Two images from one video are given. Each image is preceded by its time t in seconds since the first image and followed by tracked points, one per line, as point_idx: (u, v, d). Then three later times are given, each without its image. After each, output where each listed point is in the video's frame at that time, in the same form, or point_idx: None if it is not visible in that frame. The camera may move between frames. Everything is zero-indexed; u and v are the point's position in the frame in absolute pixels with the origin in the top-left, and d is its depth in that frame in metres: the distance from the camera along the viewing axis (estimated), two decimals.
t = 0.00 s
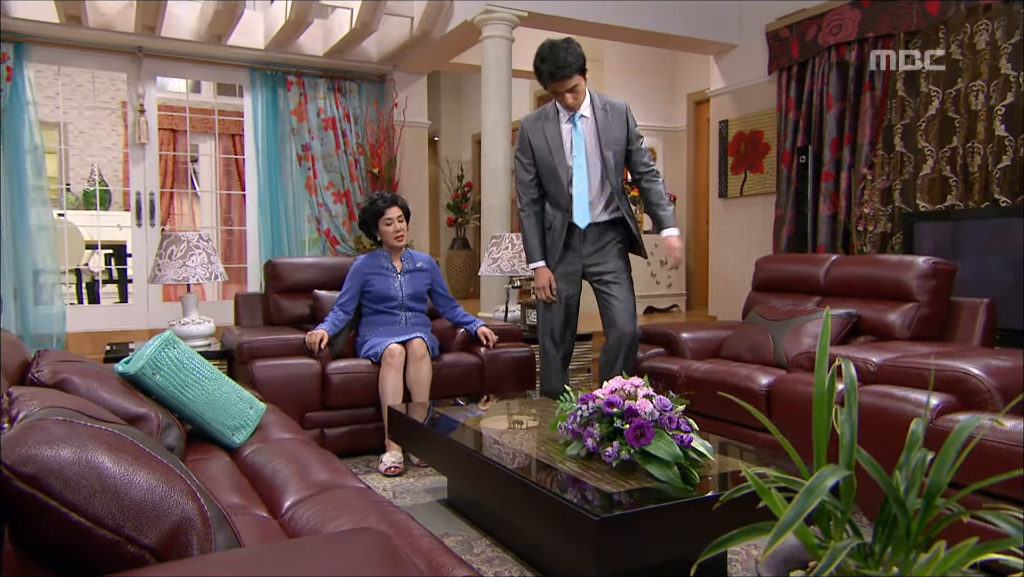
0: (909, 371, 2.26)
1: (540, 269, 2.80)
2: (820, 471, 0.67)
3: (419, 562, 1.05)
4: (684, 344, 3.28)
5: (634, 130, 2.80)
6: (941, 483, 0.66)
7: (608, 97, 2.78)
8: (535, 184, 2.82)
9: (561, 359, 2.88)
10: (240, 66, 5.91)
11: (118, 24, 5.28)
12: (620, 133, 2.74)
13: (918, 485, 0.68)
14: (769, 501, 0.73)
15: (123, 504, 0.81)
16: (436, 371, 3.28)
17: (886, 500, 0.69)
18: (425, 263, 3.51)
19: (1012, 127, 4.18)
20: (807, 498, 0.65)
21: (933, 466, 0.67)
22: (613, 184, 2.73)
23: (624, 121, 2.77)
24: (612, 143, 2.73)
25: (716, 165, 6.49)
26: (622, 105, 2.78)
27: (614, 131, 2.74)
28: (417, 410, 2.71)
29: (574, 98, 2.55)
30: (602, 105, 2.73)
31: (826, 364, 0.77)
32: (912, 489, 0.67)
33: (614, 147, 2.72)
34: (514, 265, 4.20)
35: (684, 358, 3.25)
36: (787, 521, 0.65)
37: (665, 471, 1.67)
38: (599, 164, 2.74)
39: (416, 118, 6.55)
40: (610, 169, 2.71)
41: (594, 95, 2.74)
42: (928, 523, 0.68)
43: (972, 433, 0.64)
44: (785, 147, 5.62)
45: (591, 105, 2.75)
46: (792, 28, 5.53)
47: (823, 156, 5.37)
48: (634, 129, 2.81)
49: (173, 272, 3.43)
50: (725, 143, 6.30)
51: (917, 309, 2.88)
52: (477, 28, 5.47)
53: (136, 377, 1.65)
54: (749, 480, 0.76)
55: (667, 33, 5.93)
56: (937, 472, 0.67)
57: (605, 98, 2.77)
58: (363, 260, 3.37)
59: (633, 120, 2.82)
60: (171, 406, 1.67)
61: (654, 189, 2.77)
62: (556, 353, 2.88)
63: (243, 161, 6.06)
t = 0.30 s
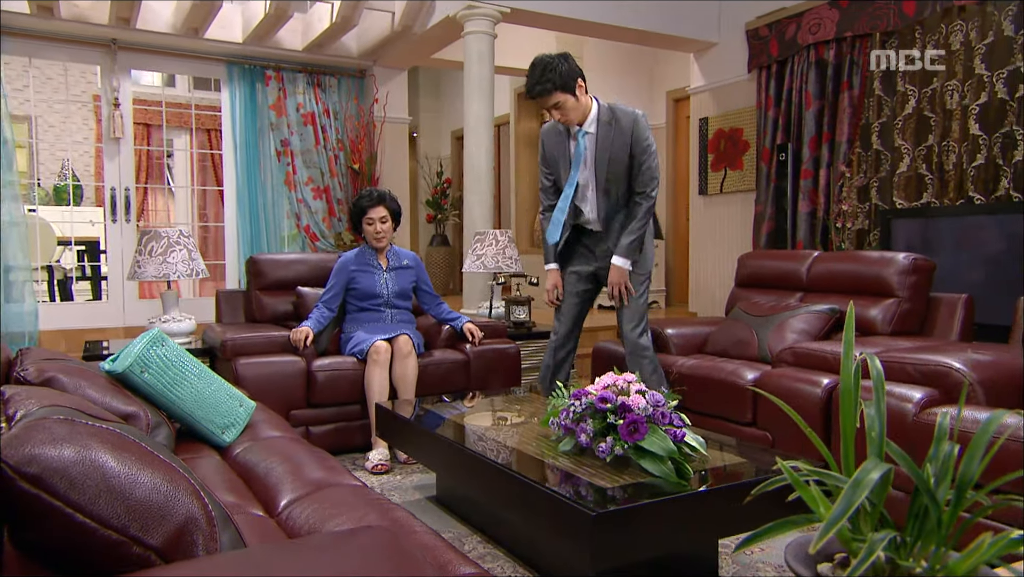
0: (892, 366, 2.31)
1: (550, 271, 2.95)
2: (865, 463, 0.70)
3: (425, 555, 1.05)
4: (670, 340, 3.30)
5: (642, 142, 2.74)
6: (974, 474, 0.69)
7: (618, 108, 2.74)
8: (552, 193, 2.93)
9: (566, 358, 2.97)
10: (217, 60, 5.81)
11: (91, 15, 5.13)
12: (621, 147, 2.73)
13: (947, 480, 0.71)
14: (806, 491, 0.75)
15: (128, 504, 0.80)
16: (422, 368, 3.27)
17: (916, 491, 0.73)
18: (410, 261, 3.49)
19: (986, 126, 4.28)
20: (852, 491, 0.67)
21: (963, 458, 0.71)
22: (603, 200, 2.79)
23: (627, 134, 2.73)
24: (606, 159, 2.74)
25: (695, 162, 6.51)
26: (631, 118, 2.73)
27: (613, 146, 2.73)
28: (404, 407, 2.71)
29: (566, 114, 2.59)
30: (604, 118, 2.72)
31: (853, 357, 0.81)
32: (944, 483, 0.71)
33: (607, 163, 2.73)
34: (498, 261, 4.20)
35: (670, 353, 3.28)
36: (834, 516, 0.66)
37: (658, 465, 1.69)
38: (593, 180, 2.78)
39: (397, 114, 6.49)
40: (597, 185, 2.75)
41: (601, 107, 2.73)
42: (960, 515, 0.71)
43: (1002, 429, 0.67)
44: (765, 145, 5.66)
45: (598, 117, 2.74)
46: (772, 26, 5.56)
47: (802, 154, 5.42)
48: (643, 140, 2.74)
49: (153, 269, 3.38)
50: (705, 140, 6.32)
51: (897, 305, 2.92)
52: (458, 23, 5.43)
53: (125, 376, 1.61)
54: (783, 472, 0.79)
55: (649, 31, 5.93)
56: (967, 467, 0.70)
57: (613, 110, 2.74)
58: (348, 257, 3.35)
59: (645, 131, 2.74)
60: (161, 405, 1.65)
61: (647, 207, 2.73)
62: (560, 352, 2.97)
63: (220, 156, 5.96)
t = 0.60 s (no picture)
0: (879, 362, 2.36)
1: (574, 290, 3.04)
2: (900, 460, 0.75)
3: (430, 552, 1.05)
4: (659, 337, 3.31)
5: (658, 197, 2.64)
6: (998, 471, 0.73)
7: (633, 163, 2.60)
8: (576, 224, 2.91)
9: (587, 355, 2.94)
10: (201, 56, 5.72)
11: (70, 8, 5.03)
12: (635, 202, 2.66)
13: (974, 476, 0.75)
14: (838, 485, 0.82)
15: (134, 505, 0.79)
16: (412, 366, 3.25)
17: (943, 486, 0.77)
18: (401, 260, 3.48)
19: (968, 127, 4.33)
20: (891, 487, 0.73)
21: (986, 453, 0.75)
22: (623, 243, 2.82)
23: (642, 190, 2.63)
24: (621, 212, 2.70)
25: (681, 160, 6.53)
26: (647, 176, 2.60)
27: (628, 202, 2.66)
28: (395, 404, 2.70)
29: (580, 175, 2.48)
30: (619, 175, 2.61)
31: (877, 356, 0.88)
32: (971, 480, 0.75)
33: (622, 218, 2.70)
34: (487, 259, 4.19)
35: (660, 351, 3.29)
36: (873, 513, 0.72)
37: (655, 462, 1.70)
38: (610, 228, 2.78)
39: (383, 112, 6.44)
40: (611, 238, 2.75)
41: (615, 163, 2.60)
42: (987, 508, 0.75)
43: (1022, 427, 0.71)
44: (750, 144, 5.68)
45: (613, 172, 2.62)
46: (757, 25, 5.57)
47: (787, 152, 5.45)
48: (658, 196, 2.63)
49: (138, 267, 3.34)
50: (690, 138, 6.32)
51: (884, 303, 2.95)
52: (446, 20, 5.39)
53: (117, 374, 1.59)
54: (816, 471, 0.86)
55: (635, 29, 5.92)
56: (990, 463, 0.74)
57: (629, 165, 2.61)
58: (340, 254, 3.33)
59: (660, 188, 2.62)
60: (153, 404, 1.63)
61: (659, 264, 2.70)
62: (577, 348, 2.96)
63: (203, 153, 5.87)
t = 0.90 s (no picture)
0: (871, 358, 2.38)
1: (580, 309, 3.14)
2: (927, 454, 0.76)
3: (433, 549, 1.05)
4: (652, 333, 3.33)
5: (663, 238, 2.88)
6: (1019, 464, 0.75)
7: (637, 210, 2.88)
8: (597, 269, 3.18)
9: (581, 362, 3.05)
10: (190, 51, 5.67)
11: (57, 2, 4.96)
12: (643, 245, 2.92)
13: (995, 471, 0.76)
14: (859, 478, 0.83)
15: (140, 503, 0.81)
16: (406, 363, 3.24)
17: (962, 480, 0.78)
18: (394, 257, 3.47)
19: (957, 124, 4.37)
20: (921, 481, 0.74)
21: (1005, 448, 0.76)
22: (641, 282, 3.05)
23: (648, 233, 2.89)
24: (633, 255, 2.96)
25: (672, 157, 6.53)
26: (654, 220, 2.87)
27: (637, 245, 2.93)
28: (389, 401, 2.69)
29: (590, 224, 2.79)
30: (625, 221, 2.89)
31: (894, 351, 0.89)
32: (991, 474, 0.76)
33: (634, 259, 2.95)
34: (479, 255, 4.19)
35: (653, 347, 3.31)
36: (904, 506, 0.73)
37: (655, 458, 1.71)
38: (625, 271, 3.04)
39: (373, 108, 6.41)
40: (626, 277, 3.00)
41: (621, 212, 2.89)
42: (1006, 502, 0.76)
43: None
44: (741, 141, 5.69)
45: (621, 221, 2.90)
46: (748, 23, 5.59)
47: (778, 149, 5.47)
48: (664, 237, 2.87)
49: (129, 264, 3.31)
50: (681, 135, 6.33)
51: (876, 299, 2.98)
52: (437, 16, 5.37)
53: (113, 371, 1.58)
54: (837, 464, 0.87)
55: (626, 25, 5.92)
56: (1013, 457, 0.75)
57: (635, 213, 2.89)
58: (332, 251, 3.33)
59: (664, 229, 2.87)
60: (150, 401, 1.62)
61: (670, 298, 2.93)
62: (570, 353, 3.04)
63: (191, 149, 5.80)
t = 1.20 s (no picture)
0: (866, 353, 2.40)
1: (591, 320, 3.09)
2: (941, 448, 0.77)
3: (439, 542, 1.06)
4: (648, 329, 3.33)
5: (699, 263, 2.92)
6: None
7: (680, 231, 2.95)
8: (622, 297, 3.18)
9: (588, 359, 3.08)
10: (182, 45, 5.62)
11: None
12: (678, 267, 2.96)
13: (1006, 463, 0.76)
14: (873, 473, 0.84)
15: (144, 501, 0.81)
16: (402, 359, 3.24)
17: (973, 474, 0.78)
18: (389, 252, 3.46)
19: (950, 121, 4.39)
20: (939, 475, 0.75)
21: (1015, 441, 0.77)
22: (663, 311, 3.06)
23: (684, 256, 2.94)
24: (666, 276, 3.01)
25: (666, 153, 6.53)
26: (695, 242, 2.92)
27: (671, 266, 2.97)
28: (385, 397, 2.69)
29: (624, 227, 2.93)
30: (666, 240, 2.95)
31: (903, 347, 0.90)
32: (1002, 467, 0.77)
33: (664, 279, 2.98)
34: (474, 251, 4.18)
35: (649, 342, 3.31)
36: (922, 499, 0.74)
37: (654, 453, 1.72)
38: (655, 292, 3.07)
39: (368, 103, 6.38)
40: (653, 297, 3.02)
41: (666, 230, 2.96)
42: (1018, 494, 0.77)
43: None
44: (735, 137, 5.69)
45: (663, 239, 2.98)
46: (742, 19, 5.59)
47: (771, 146, 5.47)
48: (700, 261, 2.92)
49: (123, 260, 3.29)
50: (675, 132, 6.33)
51: (870, 295, 3.00)
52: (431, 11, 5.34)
53: (110, 369, 1.57)
54: (852, 459, 0.88)
55: (621, 22, 5.91)
56: None
57: (678, 235, 2.96)
58: (327, 248, 3.32)
59: (702, 255, 2.91)
60: (149, 397, 1.61)
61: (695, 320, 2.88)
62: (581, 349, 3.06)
63: (183, 145, 5.76)
